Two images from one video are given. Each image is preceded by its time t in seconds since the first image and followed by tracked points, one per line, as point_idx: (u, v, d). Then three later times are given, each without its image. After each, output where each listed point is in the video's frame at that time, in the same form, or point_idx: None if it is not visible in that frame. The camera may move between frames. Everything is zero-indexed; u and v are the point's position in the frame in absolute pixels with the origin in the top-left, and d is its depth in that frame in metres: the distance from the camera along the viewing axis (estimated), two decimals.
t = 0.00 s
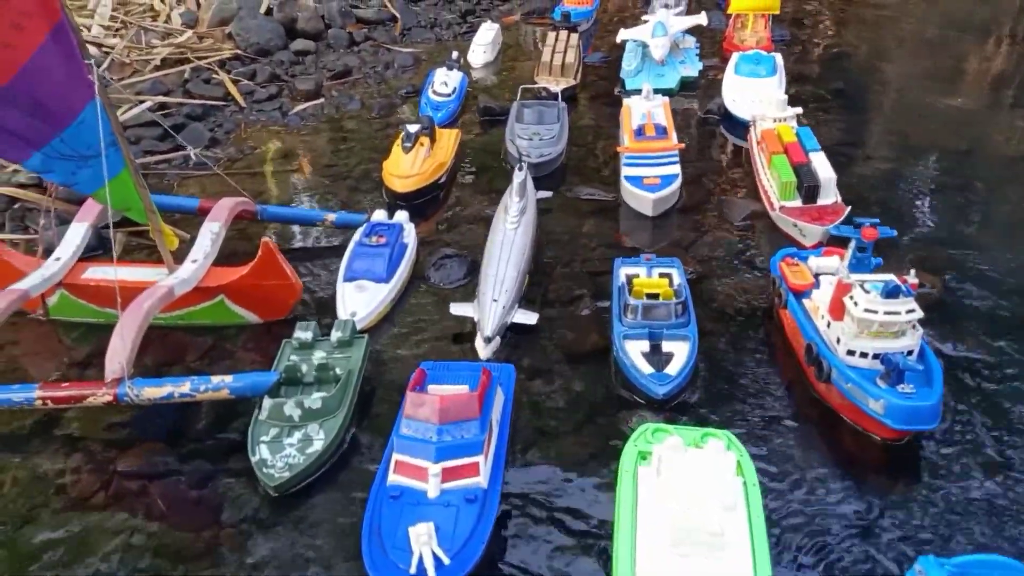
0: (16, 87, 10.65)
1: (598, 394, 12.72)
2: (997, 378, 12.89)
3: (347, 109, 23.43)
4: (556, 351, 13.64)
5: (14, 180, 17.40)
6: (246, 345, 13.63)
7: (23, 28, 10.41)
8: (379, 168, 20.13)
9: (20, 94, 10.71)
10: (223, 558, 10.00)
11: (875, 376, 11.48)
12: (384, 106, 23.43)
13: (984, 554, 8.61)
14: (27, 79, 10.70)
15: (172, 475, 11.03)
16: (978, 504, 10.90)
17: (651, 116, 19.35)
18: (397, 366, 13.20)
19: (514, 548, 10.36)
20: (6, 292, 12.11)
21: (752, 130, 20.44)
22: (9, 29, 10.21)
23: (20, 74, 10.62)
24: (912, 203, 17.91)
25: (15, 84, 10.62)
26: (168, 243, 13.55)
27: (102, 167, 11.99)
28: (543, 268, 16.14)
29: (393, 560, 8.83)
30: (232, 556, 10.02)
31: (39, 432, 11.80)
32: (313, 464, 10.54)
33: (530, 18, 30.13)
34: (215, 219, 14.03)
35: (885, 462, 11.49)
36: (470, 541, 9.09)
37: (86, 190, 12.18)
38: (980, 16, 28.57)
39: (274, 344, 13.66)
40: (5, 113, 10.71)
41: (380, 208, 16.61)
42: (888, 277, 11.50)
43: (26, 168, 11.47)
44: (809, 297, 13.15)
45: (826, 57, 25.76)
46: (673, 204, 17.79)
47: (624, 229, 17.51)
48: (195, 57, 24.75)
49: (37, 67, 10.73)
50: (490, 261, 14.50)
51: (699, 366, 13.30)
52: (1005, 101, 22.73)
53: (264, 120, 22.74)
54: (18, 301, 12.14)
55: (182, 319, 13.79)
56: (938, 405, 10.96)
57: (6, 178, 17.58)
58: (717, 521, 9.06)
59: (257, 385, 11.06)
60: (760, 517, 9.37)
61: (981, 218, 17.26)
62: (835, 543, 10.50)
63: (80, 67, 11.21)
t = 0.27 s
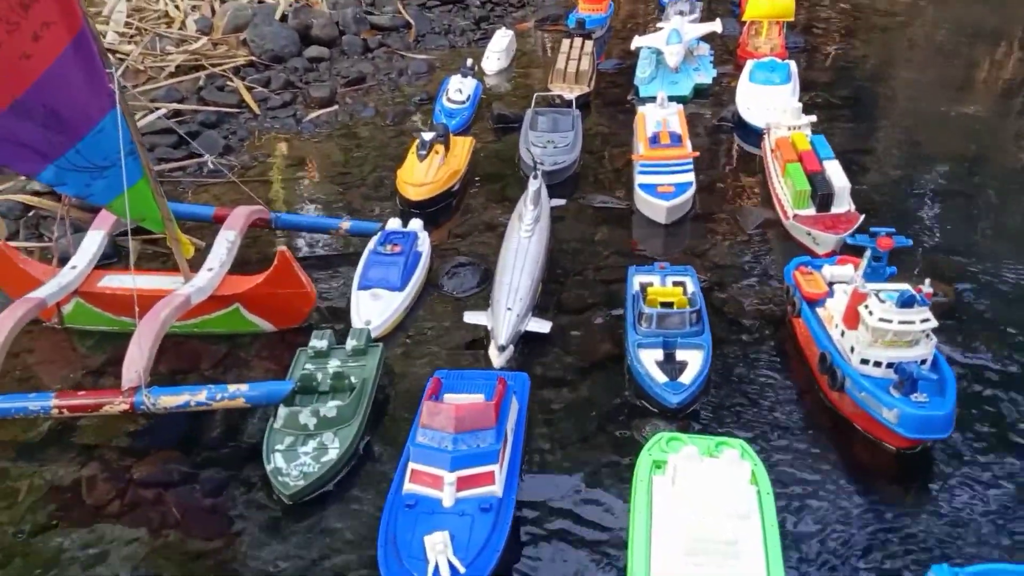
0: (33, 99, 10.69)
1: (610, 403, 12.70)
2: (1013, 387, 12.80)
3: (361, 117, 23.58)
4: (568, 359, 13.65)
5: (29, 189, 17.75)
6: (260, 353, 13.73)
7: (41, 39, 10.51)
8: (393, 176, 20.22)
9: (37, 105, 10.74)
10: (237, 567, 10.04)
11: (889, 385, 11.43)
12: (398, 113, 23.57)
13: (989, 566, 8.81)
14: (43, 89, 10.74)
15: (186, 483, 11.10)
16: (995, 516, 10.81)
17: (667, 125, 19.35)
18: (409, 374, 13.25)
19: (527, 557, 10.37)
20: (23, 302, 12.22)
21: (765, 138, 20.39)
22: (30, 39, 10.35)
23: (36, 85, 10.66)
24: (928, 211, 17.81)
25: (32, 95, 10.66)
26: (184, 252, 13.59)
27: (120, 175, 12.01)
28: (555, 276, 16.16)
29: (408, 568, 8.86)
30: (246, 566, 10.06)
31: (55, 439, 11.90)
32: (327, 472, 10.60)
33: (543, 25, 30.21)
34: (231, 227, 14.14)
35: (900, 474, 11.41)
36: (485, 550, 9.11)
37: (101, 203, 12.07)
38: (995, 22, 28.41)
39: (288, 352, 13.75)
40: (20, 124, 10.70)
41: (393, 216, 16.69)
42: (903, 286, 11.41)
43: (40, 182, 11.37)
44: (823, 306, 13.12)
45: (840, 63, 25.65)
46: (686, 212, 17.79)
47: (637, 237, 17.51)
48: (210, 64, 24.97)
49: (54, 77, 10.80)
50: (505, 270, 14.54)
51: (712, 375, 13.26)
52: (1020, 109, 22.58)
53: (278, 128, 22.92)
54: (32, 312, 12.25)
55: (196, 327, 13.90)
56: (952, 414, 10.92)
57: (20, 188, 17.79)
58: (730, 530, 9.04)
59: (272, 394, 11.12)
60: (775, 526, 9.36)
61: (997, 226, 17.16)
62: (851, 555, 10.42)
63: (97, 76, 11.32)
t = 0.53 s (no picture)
0: (39, 109, 10.61)
1: (615, 411, 12.69)
2: (1018, 394, 12.78)
3: (365, 123, 23.65)
4: (573, 367, 13.65)
5: (34, 196, 17.78)
6: (264, 360, 13.76)
7: (47, 50, 10.56)
8: (397, 183, 20.27)
9: (43, 115, 10.66)
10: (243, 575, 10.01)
11: (893, 394, 11.42)
12: (402, 119, 23.63)
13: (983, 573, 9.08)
14: (49, 100, 10.70)
15: (192, 491, 11.09)
16: (1002, 524, 10.79)
17: (670, 132, 19.36)
18: (414, 381, 13.27)
19: (532, 565, 10.35)
20: (28, 310, 12.23)
21: (769, 145, 20.42)
22: (37, 50, 10.36)
23: (42, 95, 10.59)
24: (932, 218, 17.80)
25: (39, 105, 10.57)
26: (189, 260, 13.56)
27: (127, 184, 12.07)
28: (560, 283, 16.17)
29: None
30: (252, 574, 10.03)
31: (60, 447, 11.91)
32: (332, 480, 10.61)
33: (547, 31, 30.29)
34: (236, 235, 14.17)
35: (906, 482, 11.38)
36: (490, 558, 9.10)
37: (107, 212, 12.08)
38: (998, 28, 28.42)
39: (292, 359, 13.77)
40: (27, 135, 10.57)
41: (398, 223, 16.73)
42: (907, 295, 11.45)
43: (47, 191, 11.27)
44: (826, 314, 13.14)
45: (844, 70, 25.67)
46: (690, 218, 17.81)
47: (641, 244, 17.53)
48: (215, 70, 25.05)
49: (61, 88, 10.80)
50: (509, 277, 14.55)
51: (716, 383, 13.25)
52: None
53: (282, 134, 22.98)
54: (38, 320, 12.26)
55: (200, 334, 13.92)
56: (956, 423, 10.91)
57: (24, 196, 17.77)
58: (735, 539, 9.00)
59: (278, 402, 11.13)
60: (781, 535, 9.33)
61: (1001, 233, 17.17)
62: (857, 565, 10.38)
63: (103, 86, 11.42)
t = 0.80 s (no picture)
0: (35, 119, 10.58)
1: (612, 419, 12.71)
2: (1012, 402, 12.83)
3: (360, 130, 23.68)
4: (570, 375, 13.66)
5: (29, 204, 17.61)
6: (260, 369, 13.72)
7: (42, 61, 10.52)
8: (393, 191, 20.28)
9: (39, 125, 10.64)
10: None
11: (887, 403, 11.48)
12: (397, 127, 23.64)
13: None
14: (44, 110, 10.68)
15: (188, 500, 11.04)
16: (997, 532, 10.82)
17: (664, 140, 19.41)
18: (411, 390, 13.26)
19: None
20: (23, 319, 12.19)
21: (763, 153, 20.52)
22: (32, 61, 10.34)
23: (37, 105, 10.57)
24: (926, 225, 17.89)
25: (34, 115, 10.55)
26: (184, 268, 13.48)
27: (121, 193, 12.06)
28: (556, 291, 16.19)
29: None
30: None
31: (56, 456, 11.85)
32: (328, 489, 10.57)
33: (542, 39, 30.40)
34: (230, 243, 14.16)
35: (902, 491, 11.43)
36: (487, 569, 9.12)
37: (102, 220, 12.06)
38: (988, 36, 28.66)
39: (288, 368, 13.74)
40: (23, 144, 10.55)
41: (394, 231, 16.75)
42: (900, 306, 11.52)
43: (42, 199, 11.27)
44: (821, 322, 13.20)
45: (836, 78, 25.83)
46: (685, 227, 17.90)
47: (637, 252, 17.59)
48: (209, 77, 25.03)
49: (55, 98, 10.79)
50: (505, 285, 14.57)
51: (713, 391, 13.26)
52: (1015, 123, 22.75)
53: (278, 141, 22.98)
54: (34, 328, 12.23)
55: (196, 343, 13.87)
56: (950, 432, 10.98)
57: (21, 203, 17.61)
58: (731, 550, 9.00)
59: (274, 411, 11.10)
60: (777, 544, 9.34)
61: (993, 241, 17.31)
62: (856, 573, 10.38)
63: (97, 96, 11.41)
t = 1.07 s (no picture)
0: (15, 127, 10.58)
1: (599, 426, 12.78)
2: (994, 406, 12.99)
3: (346, 137, 23.67)
4: (557, 383, 13.74)
5: (14, 212, 17.53)
6: (247, 377, 13.68)
7: (21, 69, 10.51)
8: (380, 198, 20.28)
9: (19, 133, 10.64)
10: None
11: (871, 413, 11.41)
12: (383, 134, 23.66)
13: None
14: (24, 118, 10.66)
15: (175, 509, 10.99)
16: (982, 534, 10.91)
17: (646, 149, 19.64)
18: (398, 398, 13.28)
19: None
20: (7, 327, 12.13)
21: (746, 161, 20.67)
22: (11, 70, 10.33)
23: (17, 114, 10.57)
24: (907, 232, 18.14)
25: (14, 123, 10.55)
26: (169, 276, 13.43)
27: (104, 201, 11.98)
28: (543, 299, 16.27)
29: None
30: None
31: (41, 465, 11.76)
32: (314, 499, 10.56)
33: (528, 46, 30.56)
34: (215, 251, 14.17)
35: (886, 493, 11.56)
36: None
37: (85, 228, 12.04)
38: (967, 45, 29.09)
39: (275, 376, 13.71)
40: (4, 152, 10.58)
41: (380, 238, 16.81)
42: (880, 316, 11.68)
43: (25, 207, 11.30)
44: (804, 332, 13.19)
45: (818, 86, 26.15)
46: (670, 235, 18.05)
47: (623, 259, 17.72)
48: (195, 84, 24.95)
49: (36, 107, 10.76)
50: (490, 294, 14.64)
51: (699, 397, 13.37)
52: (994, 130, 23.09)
53: (264, 148, 22.93)
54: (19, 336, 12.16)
55: (181, 351, 13.84)
56: (936, 442, 10.84)
57: (6, 210, 17.56)
58: (714, 559, 9.02)
59: (260, 419, 11.14)
60: (760, 552, 9.39)
61: (972, 249, 17.58)
62: None
63: (78, 105, 11.34)
